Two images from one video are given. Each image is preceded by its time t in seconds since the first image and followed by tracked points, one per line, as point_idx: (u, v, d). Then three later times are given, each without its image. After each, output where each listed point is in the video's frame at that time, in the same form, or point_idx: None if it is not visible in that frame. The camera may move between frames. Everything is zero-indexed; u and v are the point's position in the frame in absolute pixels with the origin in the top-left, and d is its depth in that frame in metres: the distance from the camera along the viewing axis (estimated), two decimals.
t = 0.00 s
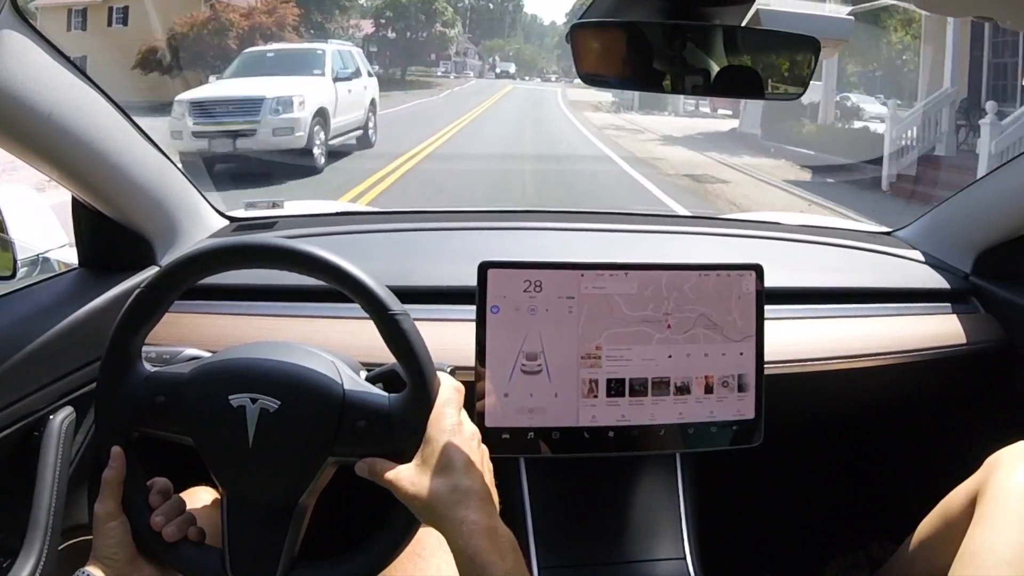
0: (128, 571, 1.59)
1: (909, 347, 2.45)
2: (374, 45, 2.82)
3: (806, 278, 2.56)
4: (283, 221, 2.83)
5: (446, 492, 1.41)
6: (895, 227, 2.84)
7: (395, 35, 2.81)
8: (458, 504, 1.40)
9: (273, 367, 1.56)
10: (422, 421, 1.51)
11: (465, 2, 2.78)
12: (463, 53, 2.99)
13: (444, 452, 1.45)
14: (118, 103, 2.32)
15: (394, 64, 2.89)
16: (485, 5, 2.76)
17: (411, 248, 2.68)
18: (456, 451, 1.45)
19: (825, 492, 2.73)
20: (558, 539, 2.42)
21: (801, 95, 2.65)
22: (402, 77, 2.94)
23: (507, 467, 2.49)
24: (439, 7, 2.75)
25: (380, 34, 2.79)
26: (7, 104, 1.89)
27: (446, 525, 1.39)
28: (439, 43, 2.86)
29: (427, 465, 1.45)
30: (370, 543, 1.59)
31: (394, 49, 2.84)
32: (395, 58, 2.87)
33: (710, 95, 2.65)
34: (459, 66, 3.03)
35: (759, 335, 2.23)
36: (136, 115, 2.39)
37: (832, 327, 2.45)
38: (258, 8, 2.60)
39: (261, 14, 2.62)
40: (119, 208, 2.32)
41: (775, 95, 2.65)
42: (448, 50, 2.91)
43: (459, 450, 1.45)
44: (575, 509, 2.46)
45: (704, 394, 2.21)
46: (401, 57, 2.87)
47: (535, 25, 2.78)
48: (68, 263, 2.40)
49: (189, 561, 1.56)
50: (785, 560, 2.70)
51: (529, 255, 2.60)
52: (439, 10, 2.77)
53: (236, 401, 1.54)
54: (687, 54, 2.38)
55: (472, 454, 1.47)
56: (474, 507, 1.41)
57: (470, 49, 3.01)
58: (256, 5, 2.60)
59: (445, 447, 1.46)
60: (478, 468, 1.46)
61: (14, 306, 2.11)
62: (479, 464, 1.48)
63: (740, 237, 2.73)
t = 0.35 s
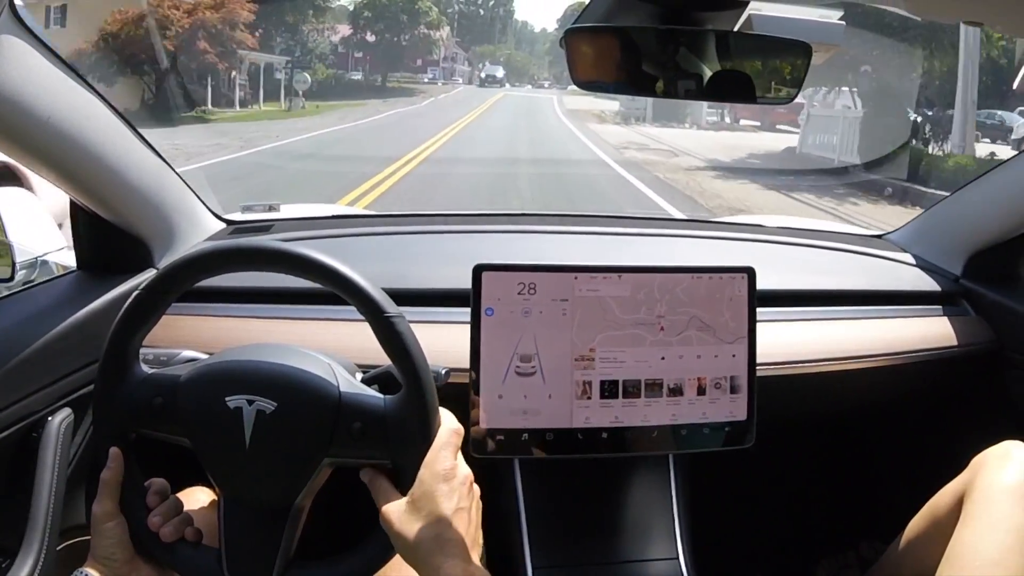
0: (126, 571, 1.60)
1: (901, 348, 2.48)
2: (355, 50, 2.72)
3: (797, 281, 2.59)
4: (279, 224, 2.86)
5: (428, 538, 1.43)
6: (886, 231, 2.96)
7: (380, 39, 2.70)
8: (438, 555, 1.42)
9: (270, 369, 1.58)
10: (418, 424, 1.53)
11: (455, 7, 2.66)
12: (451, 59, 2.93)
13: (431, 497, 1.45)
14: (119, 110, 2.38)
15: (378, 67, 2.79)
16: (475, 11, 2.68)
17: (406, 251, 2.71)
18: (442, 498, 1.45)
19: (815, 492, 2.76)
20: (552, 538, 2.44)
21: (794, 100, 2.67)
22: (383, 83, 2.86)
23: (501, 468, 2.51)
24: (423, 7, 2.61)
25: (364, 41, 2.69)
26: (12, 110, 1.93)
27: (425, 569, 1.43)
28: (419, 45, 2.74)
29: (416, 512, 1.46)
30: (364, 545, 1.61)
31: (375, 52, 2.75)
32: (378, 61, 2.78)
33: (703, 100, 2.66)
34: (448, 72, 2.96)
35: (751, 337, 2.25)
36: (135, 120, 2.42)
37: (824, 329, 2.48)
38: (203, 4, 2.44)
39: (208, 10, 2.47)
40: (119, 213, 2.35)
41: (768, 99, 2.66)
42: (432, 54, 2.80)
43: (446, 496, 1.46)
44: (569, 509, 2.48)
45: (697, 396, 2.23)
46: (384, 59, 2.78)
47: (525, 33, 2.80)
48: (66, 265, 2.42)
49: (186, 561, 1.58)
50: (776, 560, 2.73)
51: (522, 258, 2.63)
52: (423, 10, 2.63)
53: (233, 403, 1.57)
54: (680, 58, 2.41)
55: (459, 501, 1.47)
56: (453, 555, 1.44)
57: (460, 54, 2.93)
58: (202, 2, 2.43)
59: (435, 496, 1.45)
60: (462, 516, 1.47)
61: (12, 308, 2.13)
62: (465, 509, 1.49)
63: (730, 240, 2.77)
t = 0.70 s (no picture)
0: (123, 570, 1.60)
1: (891, 349, 2.50)
2: (340, 56, 2.75)
3: (788, 283, 2.62)
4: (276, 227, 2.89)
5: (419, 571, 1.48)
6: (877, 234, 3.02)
7: (363, 41, 2.74)
8: None
9: (267, 371, 1.60)
10: (413, 427, 1.55)
11: (444, 14, 2.78)
12: (439, 63, 3.02)
13: (423, 534, 1.53)
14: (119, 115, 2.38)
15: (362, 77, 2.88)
16: (465, 15, 2.81)
17: (401, 254, 2.74)
18: (432, 537, 1.54)
19: (807, 492, 2.79)
20: (546, 539, 2.45)
21: (785, 104, 2.69)
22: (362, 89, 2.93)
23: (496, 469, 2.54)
24: (405, 6, 2.70)
25: (343, 44, 2.72)
26: (5, 111, 1.93)
27: None
28: (405, 46, 2.80)
29: (407, 542, 1.51)
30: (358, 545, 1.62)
31: (355, 58, 2.79)
32: (362, 69, 2.85)
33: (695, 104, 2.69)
34: (438, 78, 3.09)
35: (743, 339, 2.27)
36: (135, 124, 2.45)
37: (815, 332, 2.50)
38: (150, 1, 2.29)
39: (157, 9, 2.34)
40: (118, 217, 2.38)
41: (759, 104, 2.69)
42: (419, 60, 2.89)
43: (435, 537, 1.55)
44: (564, 510, 2.50)
45: (690, 398, 2.24)
46: (367, 66, 2.84)
47: (517, 38, 2.89)
48: (64, 268, 2.44)
49: (181, 559, 1.60)
50: (770, 562, 2.74)
51: (517, 260, 2.66)
52: (405, 9, 2.72)
53: (229, 404, 1.59)
54: (673, 62, 2.42)
55: (444, 545, 1.56)
56: None
57: (448, 58, 3.05)
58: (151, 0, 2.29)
59: (426, 533, 1.54)
60: (443, 560, 1.55)
61: (10, 310, 2.16)
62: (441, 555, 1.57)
63: (722, 244, 2.82)
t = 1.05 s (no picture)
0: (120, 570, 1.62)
1: (882, 351, 2.52)
2: (309, 58, 2.76)
3: (780, 285, 2.64)
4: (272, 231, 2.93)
5: None
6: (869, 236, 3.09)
7: (337, 42, 2.72)
8: None
9: (264, 373, 1.62)
10: (409, 428, 1.57)
11: (432, 18, 2.78)
12: (426, 68, 3.05)
13: (419, 544, 1.56)
14: (118, 121, 2.41)
15: (338, 81, 2.88)
16: (453, 19, 2.80)
17: (397, 257, 2.76)
18: (428, 547, 1.57)
19: (799, 493, 2.82)
20: (540, 539, 2.48)
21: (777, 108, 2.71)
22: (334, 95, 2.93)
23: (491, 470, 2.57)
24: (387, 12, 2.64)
25: (314, 45, 2.71)
26: (4, 116, 1.96)
27: None
28: (382, 47, 2.77)
29: (403, 551, 1.53)
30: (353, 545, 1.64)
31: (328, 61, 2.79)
32: (337, 74, 2.85)
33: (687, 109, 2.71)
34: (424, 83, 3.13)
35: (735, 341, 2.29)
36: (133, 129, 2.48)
37: (807, 334, 2.52)
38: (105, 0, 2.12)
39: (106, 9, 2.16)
40: (116, 220, 2.40)
41: (751, 108, 2.71)
42: (399, 62, 2.90)
43: (430, 548, 1.57)
44: (560, 511, 2.52)
45: (683, 399, 2.26)
46: (343, 69, 2.83)
47: (507, 43, 2.93)
48: (62, 271, 2.47)
49: (178, 559, 1.62)
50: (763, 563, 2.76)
51: (511, 264, 2.69)
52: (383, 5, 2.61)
53: (226, 405, 1.61)
54: (665, 66, 2.44)
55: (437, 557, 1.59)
56: None
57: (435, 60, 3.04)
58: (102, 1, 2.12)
59: (421, 544, 1.56)
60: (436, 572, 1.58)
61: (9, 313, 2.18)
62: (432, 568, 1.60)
63: (714, 246, 2.85)
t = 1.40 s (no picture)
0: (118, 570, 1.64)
1: (873, 353, 2.55)
2: (278, 62, 2.78)
3: (771, 288, 2.67)
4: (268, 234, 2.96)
5: None
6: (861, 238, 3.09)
7: (305, 45, 2.74)
8: None
9: (261, 375, 1.64)
10: (403, 428, 1.59)
11: (421, 26, 2.79)
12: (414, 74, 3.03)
13: (415, 543, 1.58)
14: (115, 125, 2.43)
15: (313, 89, 2.86)
16: (443, 27, 2.79)
17: (392, 259, 2.79)
18: (423, 547, 1.59)
19: (791, 493, 2.84)
20: (535, 539, 2.50)
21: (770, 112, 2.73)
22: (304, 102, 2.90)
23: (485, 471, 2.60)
24: (369, 14, 2.66)
25: (281, 48, 2.74)
26: (5, 120, 1.98)
27: None
28: (358, 50, 2.76)
29: (399, 551, 1.56)
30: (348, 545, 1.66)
31: (292, 66, 2.79)
32: (310, 80, 2.83)
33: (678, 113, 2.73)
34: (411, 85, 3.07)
35: (727, 343, 2.31)
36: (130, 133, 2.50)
37: (799, 336, 2.54)
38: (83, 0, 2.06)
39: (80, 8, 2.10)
40: (114, 223, 2.42)
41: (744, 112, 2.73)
42: (381, 69, 2.91)
43: (426, 548, 1.59)
44: (554, 511, 2.55)
45: (676, 401, 2.28)
46: (315, 76, 2.83)
47: (496, 51, 2.95)
48: (61, 274, 2.49)
49: (175, 558, 1.64)
50: (757, 563, 2.78)
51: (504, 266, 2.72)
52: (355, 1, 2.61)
53: (223, 407, 1.63)
54: (658, 71, 2.47)
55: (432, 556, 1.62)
56: None
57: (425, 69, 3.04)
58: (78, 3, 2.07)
59: (417, 544, 1.58)
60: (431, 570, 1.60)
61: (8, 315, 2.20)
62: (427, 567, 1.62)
63: (705, 249, 2.87)
